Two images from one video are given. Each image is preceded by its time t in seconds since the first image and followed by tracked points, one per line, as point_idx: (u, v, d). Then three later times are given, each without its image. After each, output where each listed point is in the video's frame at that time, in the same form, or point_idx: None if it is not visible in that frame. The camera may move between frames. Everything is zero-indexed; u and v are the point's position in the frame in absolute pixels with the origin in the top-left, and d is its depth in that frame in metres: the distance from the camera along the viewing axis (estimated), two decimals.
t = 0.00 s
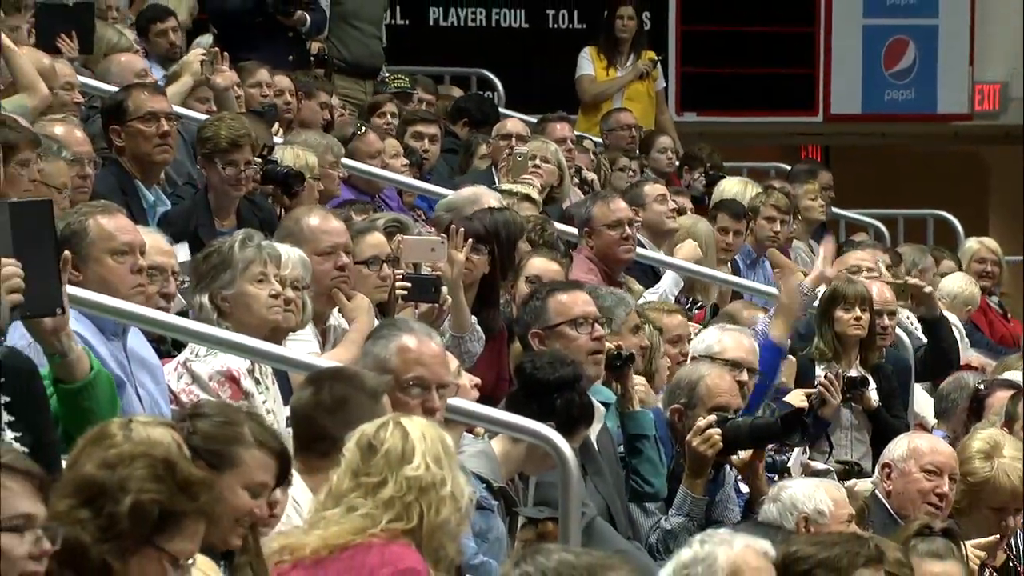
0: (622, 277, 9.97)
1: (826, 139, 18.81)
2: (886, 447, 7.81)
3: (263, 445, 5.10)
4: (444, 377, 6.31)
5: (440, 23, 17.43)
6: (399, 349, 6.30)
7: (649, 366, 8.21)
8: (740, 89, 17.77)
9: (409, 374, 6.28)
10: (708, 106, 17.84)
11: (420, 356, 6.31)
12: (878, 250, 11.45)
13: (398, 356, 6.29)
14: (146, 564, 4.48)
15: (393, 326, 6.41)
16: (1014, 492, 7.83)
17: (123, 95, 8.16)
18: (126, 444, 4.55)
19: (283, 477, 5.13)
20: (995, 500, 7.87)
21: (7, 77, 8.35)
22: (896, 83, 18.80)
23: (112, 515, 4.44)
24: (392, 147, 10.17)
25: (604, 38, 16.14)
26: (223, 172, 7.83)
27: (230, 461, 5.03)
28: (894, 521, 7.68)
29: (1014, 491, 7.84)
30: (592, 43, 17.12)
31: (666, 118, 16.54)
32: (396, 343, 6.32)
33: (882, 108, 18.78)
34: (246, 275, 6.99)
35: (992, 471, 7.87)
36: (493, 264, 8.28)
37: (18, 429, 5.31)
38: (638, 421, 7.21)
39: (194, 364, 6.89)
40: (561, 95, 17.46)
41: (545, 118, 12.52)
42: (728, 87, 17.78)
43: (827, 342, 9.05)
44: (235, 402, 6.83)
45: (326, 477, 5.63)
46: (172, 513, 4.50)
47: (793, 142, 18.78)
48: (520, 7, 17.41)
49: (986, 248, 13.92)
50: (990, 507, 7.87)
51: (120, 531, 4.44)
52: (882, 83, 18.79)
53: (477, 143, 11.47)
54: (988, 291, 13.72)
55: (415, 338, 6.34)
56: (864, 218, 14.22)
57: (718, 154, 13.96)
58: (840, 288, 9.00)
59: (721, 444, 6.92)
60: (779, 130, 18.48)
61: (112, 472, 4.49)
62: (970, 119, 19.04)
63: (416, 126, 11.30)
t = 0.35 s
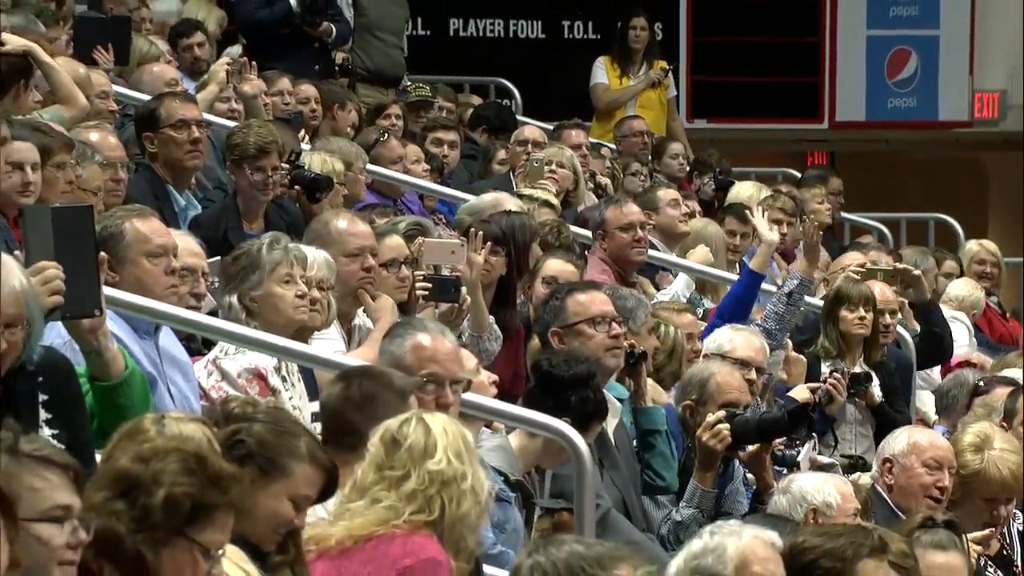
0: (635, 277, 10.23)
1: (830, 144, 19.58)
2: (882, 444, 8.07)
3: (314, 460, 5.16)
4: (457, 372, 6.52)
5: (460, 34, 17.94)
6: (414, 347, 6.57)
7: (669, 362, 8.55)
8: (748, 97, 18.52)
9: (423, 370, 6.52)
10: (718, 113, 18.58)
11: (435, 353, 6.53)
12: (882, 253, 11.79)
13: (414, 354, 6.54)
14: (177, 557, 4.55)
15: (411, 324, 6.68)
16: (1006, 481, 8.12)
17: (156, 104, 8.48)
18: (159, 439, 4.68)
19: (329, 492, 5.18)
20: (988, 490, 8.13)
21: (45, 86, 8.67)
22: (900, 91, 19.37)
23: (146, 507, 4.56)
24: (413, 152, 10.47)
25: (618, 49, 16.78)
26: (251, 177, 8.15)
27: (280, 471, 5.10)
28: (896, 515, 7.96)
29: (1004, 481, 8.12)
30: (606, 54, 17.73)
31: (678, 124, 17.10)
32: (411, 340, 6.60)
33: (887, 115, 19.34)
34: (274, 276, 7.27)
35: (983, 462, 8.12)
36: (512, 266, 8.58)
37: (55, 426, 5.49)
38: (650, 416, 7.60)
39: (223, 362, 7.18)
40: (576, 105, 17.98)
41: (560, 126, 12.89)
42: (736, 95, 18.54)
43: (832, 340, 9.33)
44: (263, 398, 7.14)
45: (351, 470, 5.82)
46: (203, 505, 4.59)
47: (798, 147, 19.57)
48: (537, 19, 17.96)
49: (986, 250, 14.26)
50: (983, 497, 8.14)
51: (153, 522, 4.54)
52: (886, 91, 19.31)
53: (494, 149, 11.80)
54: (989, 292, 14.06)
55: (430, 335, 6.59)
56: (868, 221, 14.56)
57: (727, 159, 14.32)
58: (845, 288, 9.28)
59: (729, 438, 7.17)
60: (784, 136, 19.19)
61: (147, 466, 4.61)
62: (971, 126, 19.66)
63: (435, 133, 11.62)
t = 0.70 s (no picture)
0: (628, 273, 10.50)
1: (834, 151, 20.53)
2: (878, 441, 8.33)
3: (370, 463, 5.29)
4: (469, 372, 6.84)
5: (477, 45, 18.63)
6: (429, 347, 6.87)
7: (672, 354, 8.89)
8: (752, 106, 19.63)
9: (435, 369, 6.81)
10: (725, 120, 19.63)
11: (447, 353, 6.85)
12: (882, 255, 12.13)
13: (428, 354, 6.86)
14: (207, 544, 4.79)
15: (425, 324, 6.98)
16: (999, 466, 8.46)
17: (186, 111, 8.79)
18: (191, 436, 4.94)
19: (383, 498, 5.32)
20: (981, 475, 8.47)
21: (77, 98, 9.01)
22: (900, 99, 20.34)
23: (178, 499, 4.80)
24: (433, 158, 10.81)
25: (628, 59, 17.09)
26: (278, 183, 8.48)
27: (334, 472, 5.26)
28: (897, 508, 8.22)
29: (998, 466, 8.45)
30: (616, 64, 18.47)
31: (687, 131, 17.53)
32: (425, 340, 6.89)
33: (887, 121, 20.30)
34: (298, 277, 7.56)
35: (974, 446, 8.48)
36: (527, 267, 8.89)
37: (91, 421, 5.78)
38: (659, 412, 7.95)
39: (250, 360, 7.48)
40: (587, 112, 18.66)
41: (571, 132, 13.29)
42: (744, 104, 19.57)
43: (834, 338, 9.68)
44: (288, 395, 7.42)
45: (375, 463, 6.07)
46: (233, 497, 4.82)
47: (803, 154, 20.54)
48: (549, 29, 18.69)
49: (981, 252, 14.48)
50: (976, 481, 8.47)
51: (184, 513, 4.79)
52: (885, 100, 20.30)
53: (510, 154, 12.16)
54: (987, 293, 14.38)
55: (444, 336, 6.90)
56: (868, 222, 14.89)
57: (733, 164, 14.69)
58: (847, 288, 9.59)
59: (738, 433, 7.50)
60: (789, 142, 20.22)
61: (179, 459, 4.86)
62: (969, 133, 20.56)
63: (453, 139, 11.96)
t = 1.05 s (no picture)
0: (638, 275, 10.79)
1: (836, 157, 21.11)
2: (876, 437, 8.63)
3: (397, 464, 5.53)
4: (477, 372, 7.12)
5: (491, 55, 19.33)
6: (440, 347, 7.17)
7: (679, 356, 9.06)
8: (756, 113, 20.17)
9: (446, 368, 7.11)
10: (729, 127, 20.22)
11: (457, 353, 7.14)
12: (881, 257, 12.49)
13: (439, 353, 7.15)
14: (231, 537, 5.05)
15: (438, 325, 7.29)
16: (990, 438, 8.92)
17: (213, 118, 9.13)
18: (216, 431, 5.21)
19: (408, 495, 5.55)
20: (973, 447, 8.90)
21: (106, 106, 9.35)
22: (899, 106, 20.96)
23: (203, 491, 5.07)
24: (450, 163, 11.15)
25: (638, 68, 17.49)
26: (301, 187, 8.81)
27: (361, 469, 5.51)
28: (896, 502, 8.56)
29: (989, 437, 8.91)
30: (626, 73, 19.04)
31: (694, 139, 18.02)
32: (438, 340, 7.19)
33: (886, 128, 20.91)
34: (320, 277, 7.88)
35: (968, 423, 8.95)
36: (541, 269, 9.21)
37: (121, 415, 6.07)
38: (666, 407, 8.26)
39: (274, 357, 7.73)
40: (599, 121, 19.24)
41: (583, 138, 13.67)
42: (747, 111, 20.17)
43: (833, 334, 10.10)
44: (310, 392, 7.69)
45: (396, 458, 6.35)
46: (257, 490, 5.08)
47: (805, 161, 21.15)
48: (561, 40, 19.32)
49: (977, 253, 14.82)
50: (971, 455, 8.90)
51: (209, 505, 5.06)
52: (884, 108, 20.92)
53: (523, 160, 12.52)
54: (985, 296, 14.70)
55: (455, 336, 7.19)
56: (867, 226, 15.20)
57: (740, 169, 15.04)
58: (846, 288, 10.03)
59: (744, 428, 7.78)
60: (791, 149, 20.81)
61: (205, 453, 5.13)
62: (966, 140, 21.15)
63: (468, 144, 12.30)
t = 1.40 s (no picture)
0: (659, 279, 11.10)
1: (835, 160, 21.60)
2: (876, 430, 8.94)
3: (408, 453, 5.72)
4: (483, 372, 7.39)
5: (503, 63, 19.69)
6: (448, 347, 7.44)
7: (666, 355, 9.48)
8: (761, 120, 20.52)
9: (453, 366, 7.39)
10: (734, 132, 20.55)
11: (464, 352, 7.41)
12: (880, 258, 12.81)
13: (448, 352, 7.43)
14: (252, 527, 5.22)
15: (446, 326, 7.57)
16: (990, 431, 9.19)
17: (233, 125, 9.45)
18: (236, 425, 5.33)
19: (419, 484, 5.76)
20: (973, 438, 9.20)
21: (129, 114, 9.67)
22: (895, 113, 21.57)
23: (225, 485, 5.21)
24: (462, 168, 11.46)
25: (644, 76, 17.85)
26: (321, 192, 9.11)
27: (374, 459, 5.71)
28: (892, 495, 8.87)
29: (990, 429, 9.19)
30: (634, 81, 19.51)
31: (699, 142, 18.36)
32: (446, 339, 7.46)
33: (883, 133, 21.48)
34: (337, 278, 8.17)
35: (969, 415, 9.24)
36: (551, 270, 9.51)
37: (147, 410, 6.34)
38: (670, 404, 8.57)
39: (292, 355, 8.03)
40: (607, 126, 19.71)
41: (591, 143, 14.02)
42: (755, 118, 20.49)
43: (826, 333, 10.39)
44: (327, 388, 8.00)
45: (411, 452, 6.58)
46: (275, 484, 5.23)
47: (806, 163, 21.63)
48: (571, 49, 19.76)
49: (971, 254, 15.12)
50: (971, 446, 9.19)
51: (230, 498, 5.20)
52: (881, 114, 21.49)
53: (533, 164, 12.86)
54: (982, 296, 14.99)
55: (464, 335, 7.47)
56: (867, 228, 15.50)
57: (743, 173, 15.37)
58: (838, 288, 10.29)
59: (744, 425, 8.13)
60: (793, 153, 21.30)
61: (225, 447, 5.26)
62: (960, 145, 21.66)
63: (480, 149, 12.61)
